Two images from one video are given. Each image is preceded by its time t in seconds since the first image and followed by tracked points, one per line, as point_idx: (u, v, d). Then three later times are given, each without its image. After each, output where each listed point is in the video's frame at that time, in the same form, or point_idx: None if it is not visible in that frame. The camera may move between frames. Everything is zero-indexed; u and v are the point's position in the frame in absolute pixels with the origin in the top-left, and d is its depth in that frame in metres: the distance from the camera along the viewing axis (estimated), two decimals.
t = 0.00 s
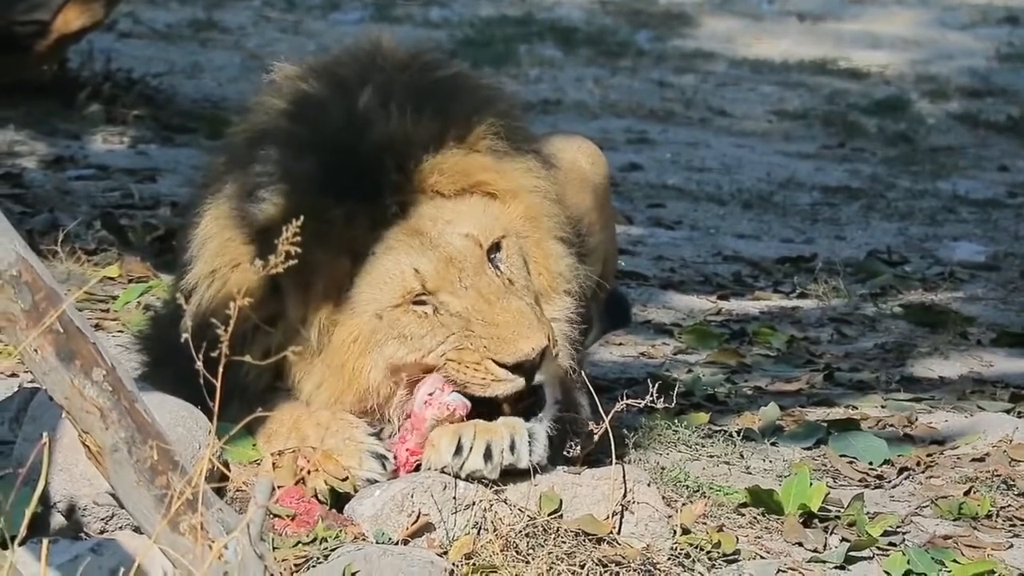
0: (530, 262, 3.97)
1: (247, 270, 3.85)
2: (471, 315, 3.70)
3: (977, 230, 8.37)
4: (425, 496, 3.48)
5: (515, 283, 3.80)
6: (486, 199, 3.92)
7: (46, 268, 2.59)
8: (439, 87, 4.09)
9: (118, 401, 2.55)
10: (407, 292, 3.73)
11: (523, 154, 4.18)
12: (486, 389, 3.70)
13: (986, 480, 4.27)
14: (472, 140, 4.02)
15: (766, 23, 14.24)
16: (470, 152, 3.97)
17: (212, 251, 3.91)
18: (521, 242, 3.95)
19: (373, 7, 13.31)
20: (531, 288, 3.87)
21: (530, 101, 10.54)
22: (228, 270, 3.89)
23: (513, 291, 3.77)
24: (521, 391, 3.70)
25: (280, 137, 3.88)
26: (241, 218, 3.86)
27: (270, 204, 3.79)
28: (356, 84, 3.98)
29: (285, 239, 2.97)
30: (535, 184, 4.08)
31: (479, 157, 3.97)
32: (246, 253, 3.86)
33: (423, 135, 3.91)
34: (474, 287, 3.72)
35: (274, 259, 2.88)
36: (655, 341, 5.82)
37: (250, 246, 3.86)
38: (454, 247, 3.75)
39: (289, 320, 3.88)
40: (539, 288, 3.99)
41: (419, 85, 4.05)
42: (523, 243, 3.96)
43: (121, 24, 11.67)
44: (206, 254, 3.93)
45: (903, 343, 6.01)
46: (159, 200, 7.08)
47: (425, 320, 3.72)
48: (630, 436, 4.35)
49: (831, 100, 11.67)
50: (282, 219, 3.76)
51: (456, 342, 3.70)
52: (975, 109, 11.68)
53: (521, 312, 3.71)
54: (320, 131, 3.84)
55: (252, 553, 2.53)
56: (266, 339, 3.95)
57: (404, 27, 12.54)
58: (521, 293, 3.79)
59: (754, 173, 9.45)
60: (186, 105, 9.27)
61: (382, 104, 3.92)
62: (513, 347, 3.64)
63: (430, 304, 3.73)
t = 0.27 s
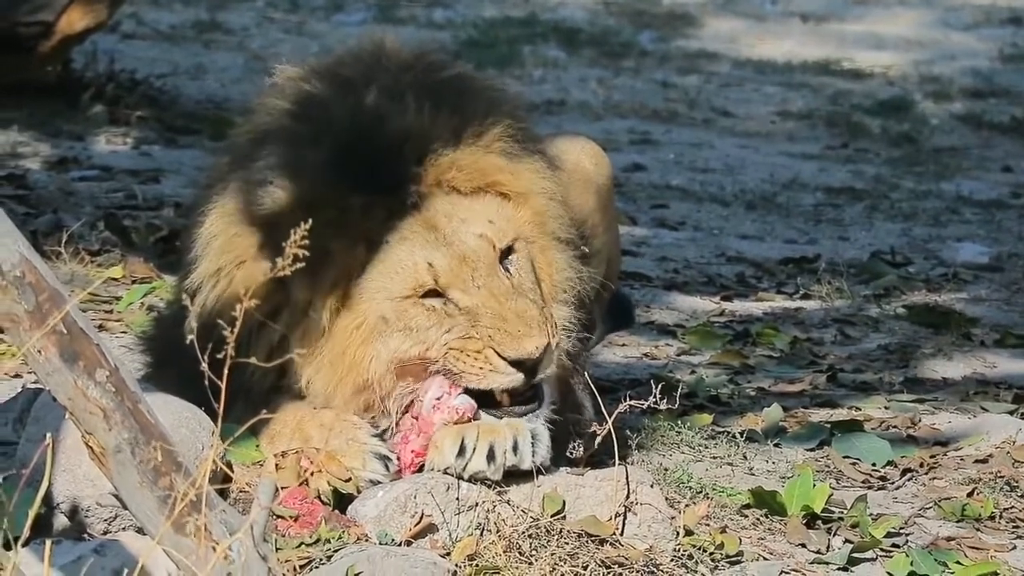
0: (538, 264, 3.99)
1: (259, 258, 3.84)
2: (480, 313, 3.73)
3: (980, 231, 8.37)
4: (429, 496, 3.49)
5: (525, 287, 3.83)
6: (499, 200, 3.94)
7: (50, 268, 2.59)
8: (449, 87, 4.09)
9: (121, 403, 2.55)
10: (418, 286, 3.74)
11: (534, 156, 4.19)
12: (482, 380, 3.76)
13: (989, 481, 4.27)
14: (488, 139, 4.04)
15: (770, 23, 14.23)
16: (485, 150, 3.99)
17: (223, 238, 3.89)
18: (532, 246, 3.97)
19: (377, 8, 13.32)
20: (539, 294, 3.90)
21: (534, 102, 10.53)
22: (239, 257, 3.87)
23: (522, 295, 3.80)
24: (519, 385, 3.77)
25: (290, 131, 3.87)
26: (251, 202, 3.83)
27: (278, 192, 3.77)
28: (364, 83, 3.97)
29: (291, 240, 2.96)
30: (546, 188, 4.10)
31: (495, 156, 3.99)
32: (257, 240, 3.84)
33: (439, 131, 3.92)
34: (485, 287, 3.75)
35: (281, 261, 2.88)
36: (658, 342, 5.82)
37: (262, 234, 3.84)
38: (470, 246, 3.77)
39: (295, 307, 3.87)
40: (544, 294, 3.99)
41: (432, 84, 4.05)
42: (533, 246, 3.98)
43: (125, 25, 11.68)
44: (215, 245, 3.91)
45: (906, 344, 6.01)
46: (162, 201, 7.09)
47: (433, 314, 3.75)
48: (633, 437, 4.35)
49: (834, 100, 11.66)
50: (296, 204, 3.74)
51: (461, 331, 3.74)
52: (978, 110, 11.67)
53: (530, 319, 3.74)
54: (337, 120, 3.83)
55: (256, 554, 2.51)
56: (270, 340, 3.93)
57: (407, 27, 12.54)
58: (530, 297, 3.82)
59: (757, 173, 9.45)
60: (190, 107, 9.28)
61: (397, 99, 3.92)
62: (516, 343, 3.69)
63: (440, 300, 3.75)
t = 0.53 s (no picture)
0: (540, 265, 3.98)
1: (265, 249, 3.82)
2: (483, 314, 3.71)
3: (984, 234, 8.36)
4: (431, 498, 3.48)
5: (528, 290, 3.82)
6: (503, 201, 3.94)
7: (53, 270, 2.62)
8: (458, 84, 4.10)
9: (124, 404, 2.55)
10: (422, 281, 3.72)
11: (538, 155, 4.20)
12: (485, 389, 3.73)
13: (992, 483, 4.27)
14: (497, 136, 4.05)
15: (774, 25, 14.23)
16: (492, 148, 3.99)
17: (229, 229, 3.89)
18: (534, 248, 3.97)
19: (380, 9, 13.32)
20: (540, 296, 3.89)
21: (537, 103, 10.53)
22: (245, 247, 3.85)
23: (525, 297, 3.79)
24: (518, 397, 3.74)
25: (298, 123, 3.89)
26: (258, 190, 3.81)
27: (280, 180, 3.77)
28: (372, 79, 4.00)
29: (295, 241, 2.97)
30: (551, 189, 4.10)
31: (502, 155, 3.99)
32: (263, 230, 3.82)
33: (450, 123, 3.96)
34: (489, 286, 3.74)
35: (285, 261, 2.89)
36: (662, 343, 5.82)
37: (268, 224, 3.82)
38: (475, 244, 3.75)
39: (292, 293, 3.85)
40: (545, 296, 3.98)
41: (442, 82, 4.06)
42: (536, 247, 3.98)
43: (129, 26, 11.68)
44: (220, 239, 3.91)
45: (910, 347, 6.01)
46: (166, 202, 7.09)
47: (435, 311, 3.73)
48: (636, 439, 4.35)
49: (838, 102, 11.66)
50: (302, 189, 3.73)
51: (464, 338, 3.73)
52: (981, 113, 11.67)
53: (532, 322, 3.73)
54: (345, 116, 3.86)
55: (258, 554, 2.50)
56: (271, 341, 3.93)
57: (411, 29, 12.54)
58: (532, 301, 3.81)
59: (761, 176, 9.45)
60: (194, 107, 9.27)
61: (407, 95, 3.93)
62: (522, 351, 3.67)
63: (444, 296, 3.73)
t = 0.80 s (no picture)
0: (544, 270, 3.99)
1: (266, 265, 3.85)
2: (485, 319, 3.73)
3: (986, 234, 8.36)
4: (434, 499, 3.48)
5: (530, 294, 3.83)
6: (505, 207, 3.94)
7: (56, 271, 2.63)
8: (458, 90, 4.09)
9: (127, 404, 2.55)
10: (423, 292, 3.75)
11: (539, 160, 4.20)
12: (486, 386, 3.75)
13: (994, 484, 4.27)
14: (495, 144, 4.04)
15: (777, 26, 14.23)
16: (490, 156, 3.98)
17: (229, 242, 3.91)
18: (538, 253, 3.97)
19: (383, 10, 13.33)
20: (545, 299, 3.90)
21: (540, 104, 10.53)
22: (245, 260, 3.88)
23: (528, 301, 3.80)
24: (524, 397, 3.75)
25: (297, 134, 3.89)
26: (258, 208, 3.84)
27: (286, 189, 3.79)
28: (371, 87, 3.99)
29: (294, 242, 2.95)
30: (552, 193, 4.10)
31: (502, 162, 3.99)
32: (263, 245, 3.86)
33: (448, 135, 3.94)
34: (491, 293, 3.75)
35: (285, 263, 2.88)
36: (664, 344, 5.82)
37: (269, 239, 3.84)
38: (475, 252, 3.77)
39: (300, 310, 3.88)
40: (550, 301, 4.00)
41: (441, 90, 4.04)
42: (539, 251, 3.98)
43: (132, 26, 11.69)
44: (222, 250, 3.92)
45: (912, 347, 6.01)
46: (169, 203, 7.10)
47: (438, 319, 3.76)
48: (639, 440, 4.35)
49: (840, 103, 11.66)
50: (301, 206, 3.75)
51: (466, 336, 3.75)
52: (984, 114, 11.67)
53: (535, 325, 3.75)
54: (342, 126, 3.84)
55: (261, 555, 2.50)
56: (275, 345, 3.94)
57: (414, 30, 12.55)
58: (535, 304, 3.82)
59: (763, 176, 9.45)
60: (196, 108, 9.28)
61: (405, 104, 3.92)
62: (524, 354, 3.69)
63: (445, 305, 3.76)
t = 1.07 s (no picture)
0: (545, 270, 3.98)
1: (265, 263, 3.85)
2: (484, 317, 3.73)
3: (988, 236, 8.36)
4: (435, 500, 3.47)
5: (530, 294, 3.83)
6: (505, 208, 3.94)
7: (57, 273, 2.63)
8: (459, 91, 4.09)
9: (129, 406, 2.55)
10: (422, 291, 3.74)
11: (541, 161, 4.20)
12: (484, 384, 3.74)
13: (996, 486, 4.27)
14: (497, 144, 4.04)
15: (779, 28, 14.23)
16: (492, 156, 3.98)
17: (229, 243, 3.91)
18: (539, 253, 3.97)
19: (385, 12, 13.33)
20: (545, 299, 3.90)
21: (542, 105, 10.53)
22: (246, 260, 3.88)
23: (528, 301, 3.80)
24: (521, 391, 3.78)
25: (299, 136, 3.89)
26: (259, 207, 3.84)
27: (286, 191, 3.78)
28: (374, 88, 3.98)
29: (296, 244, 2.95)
30: (553, 195, 4.10)
31: (503, 162, 3.99)
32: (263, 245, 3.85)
33: (449, 135, 3.94)
34: (490, 293, 3.74)
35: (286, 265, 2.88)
36: (666, 346, 5.82)
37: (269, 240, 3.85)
38: (475, 252, 3.76)
39: (302, 311, 3.88)
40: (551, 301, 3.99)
41: (443, 91, 4.05)
42: (540, 252, 3.98)
43: (134, 28, 11.69)
44: (223, 251, 3.92)
45: (914, 349, 6.01)
46: (170, 204, 7.10)
47: (436, 319, 3.75)
48: (640, 441, 4.35)
49: (842, 105, 11.66)
50: (301, 206, 3.74)
51: (464, 336, 3.74)
52: (985, 115, 11.67)
53: (533, 324, 3.75)
54: (343, 127, 3.85)
55: (262, 557, 2.50)
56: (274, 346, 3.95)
57: (415, 31, 12.55)
58: (535, 305, 3.81)
59: (765, 178, 9.45)
60: (198, 109, 9.28)
61: (406, 104, 3.92)
62: (519, 348, 3.70)
63: (444, 304, 3.75)
